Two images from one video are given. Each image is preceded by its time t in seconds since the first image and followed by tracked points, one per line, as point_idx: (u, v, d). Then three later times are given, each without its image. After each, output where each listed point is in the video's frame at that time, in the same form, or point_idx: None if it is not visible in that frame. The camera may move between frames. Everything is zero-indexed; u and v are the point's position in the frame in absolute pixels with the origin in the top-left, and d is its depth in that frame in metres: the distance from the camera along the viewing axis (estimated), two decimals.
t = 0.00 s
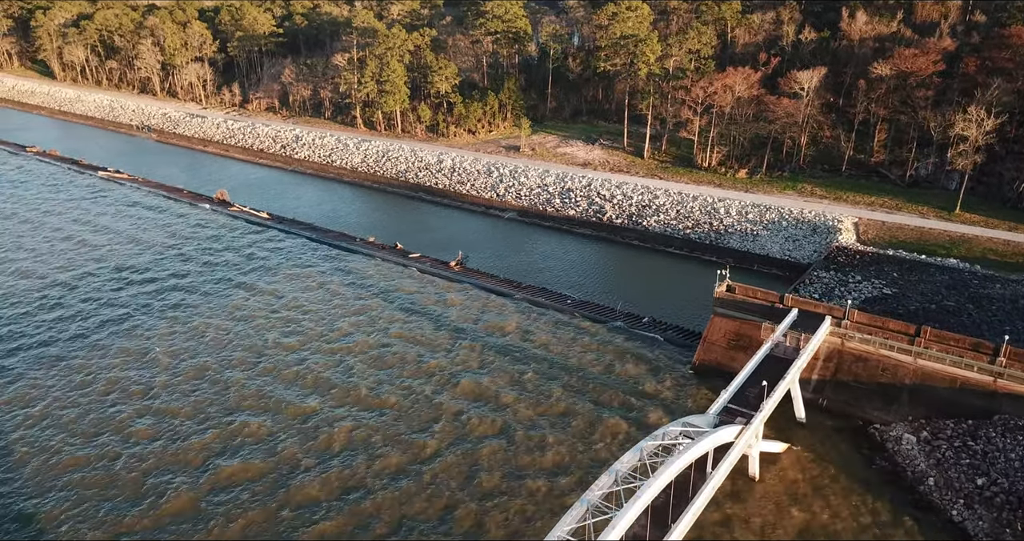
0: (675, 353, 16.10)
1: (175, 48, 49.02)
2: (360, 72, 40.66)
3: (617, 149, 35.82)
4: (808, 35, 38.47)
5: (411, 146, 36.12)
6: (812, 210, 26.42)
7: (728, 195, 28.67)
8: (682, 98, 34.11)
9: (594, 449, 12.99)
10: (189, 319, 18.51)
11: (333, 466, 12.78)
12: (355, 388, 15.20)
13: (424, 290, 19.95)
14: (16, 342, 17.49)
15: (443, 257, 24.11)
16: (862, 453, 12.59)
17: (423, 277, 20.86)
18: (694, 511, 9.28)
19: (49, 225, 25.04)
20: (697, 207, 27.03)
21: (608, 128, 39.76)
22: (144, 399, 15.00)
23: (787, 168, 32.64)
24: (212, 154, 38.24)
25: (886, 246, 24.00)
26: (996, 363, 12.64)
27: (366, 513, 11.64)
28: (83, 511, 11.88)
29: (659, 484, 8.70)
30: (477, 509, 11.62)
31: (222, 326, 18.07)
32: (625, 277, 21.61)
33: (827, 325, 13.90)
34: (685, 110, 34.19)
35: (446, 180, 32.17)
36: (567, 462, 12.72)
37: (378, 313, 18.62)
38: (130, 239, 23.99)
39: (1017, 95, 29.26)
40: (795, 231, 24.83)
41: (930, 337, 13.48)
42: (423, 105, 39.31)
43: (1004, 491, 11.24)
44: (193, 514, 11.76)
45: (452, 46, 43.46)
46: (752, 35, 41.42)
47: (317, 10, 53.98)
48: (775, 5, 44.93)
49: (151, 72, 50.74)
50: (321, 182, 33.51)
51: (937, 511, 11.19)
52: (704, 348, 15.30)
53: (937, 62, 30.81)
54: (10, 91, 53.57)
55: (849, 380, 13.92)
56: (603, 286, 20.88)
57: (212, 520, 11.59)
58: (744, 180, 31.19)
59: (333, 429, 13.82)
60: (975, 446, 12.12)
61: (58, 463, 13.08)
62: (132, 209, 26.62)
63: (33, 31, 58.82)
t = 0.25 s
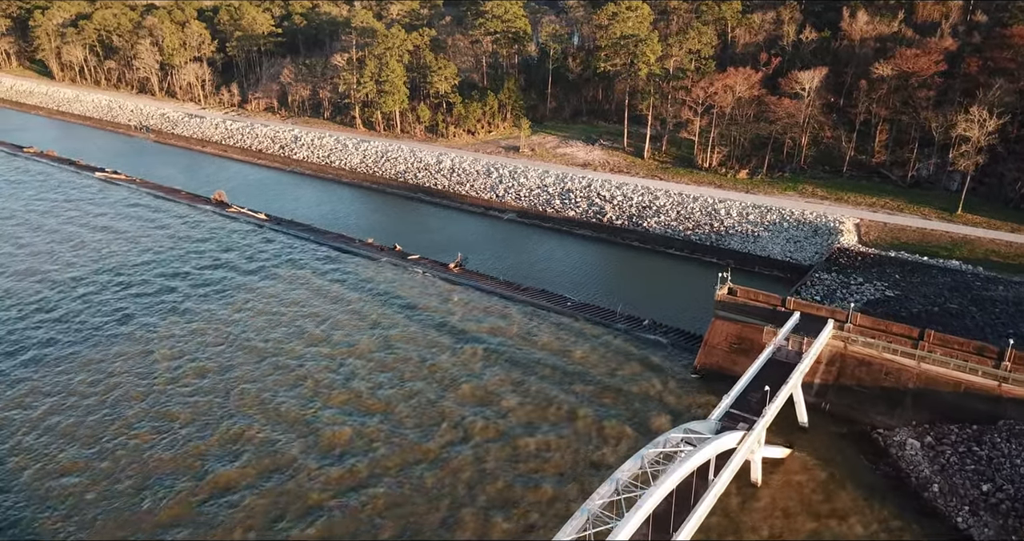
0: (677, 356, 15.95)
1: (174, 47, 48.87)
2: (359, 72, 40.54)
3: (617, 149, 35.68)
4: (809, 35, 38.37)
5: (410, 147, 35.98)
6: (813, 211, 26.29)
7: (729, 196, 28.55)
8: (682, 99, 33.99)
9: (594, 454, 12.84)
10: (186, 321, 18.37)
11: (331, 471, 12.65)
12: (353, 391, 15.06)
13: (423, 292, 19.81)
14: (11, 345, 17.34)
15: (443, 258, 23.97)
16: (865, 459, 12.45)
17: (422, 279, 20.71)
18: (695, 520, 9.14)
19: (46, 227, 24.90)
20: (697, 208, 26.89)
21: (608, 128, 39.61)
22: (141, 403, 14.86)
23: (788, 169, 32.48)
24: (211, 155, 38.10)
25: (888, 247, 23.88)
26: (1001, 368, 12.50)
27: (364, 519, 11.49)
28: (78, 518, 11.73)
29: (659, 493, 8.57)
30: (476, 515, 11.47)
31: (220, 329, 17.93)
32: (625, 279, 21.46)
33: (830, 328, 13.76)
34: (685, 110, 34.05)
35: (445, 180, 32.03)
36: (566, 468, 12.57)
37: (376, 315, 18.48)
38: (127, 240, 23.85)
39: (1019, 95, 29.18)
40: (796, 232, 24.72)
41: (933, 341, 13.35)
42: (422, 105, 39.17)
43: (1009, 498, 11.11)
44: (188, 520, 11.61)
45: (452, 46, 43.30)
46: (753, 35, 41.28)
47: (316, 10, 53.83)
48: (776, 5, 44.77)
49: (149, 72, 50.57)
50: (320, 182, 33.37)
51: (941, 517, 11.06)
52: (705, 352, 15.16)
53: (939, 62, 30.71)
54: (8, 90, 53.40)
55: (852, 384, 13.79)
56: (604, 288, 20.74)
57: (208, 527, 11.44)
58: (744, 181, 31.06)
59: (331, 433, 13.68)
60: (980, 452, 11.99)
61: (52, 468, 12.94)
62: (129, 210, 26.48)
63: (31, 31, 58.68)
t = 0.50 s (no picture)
0: (678, 360, 15.77)
1: (172, 47, 48.70)
2: (358, 72, 40.40)
3: (617, 150, 35.51)
4: (809, 35, 38.24)
5: (409, 147, 35.81)
6: (814, 212, 26.15)
7: (729, 196, 28.40)
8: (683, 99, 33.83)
9: (595, 461, 12.67)
10: (183, 324, 18.19)
11: (328, 477, 12.47)
12: (351, 395, 14.90)
13: (422, 295, 19.64)
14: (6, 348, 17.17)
15: (442, 260, 23.80)
16: (869, 465, 12.30)
17: (421, 281, 20.55)
18: (698, 530, 8.98)
19: (42, 228, 24.72)
20: (698, 209, 26.72)
21: (608, 128, 39.42)
22: (136, 408, 14.68)
23: (789, 169, 32.31)
24: (209, 155, 37.92)
25: (890, 249, 23.71)
26: (1006, 373, 12.32)
27: (361, 527, 11.32)
28: (71, 527, 11.53)
29: (661, 504, 8.43)
30: (475, 523, 11.29)
31: (217, 332, 17.76)
32: (626, 282, 21.30)
33: (833, 332, 13.59)
34: (686, 110, 33.89)
35: (445, 181, 31.87)
36: (567, 474, 12.39)
37: (374, 318, 18.31)
38: (124, 242, 23.67)
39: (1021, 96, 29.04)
40: (797, 234, 24.57)
41: (937, 345, 13.18)
42: (421, 105, 38.98)
43: (1016, 505, 10.95)
44: (183, 528, 11.42)
45: (451, 46, 43.12)
46: (753, 35, 41.11)
47: (315, 10, 53.65)
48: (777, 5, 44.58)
49: (148, 72, 50.41)
50: (319, 183, 33.19)
51: (947, 525, 10.89)
52: (706, 356, 15.00)
53: (941, 62, 30.55)
54: (6, 91, 53.22)
55: (855, 389, 13.63)
56: (604, 290, 20.57)
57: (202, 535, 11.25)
58: (745, 182, 30.89)
59: (328, 438, 13.50)
60: (986, 458, 11.82)
61: (45, 475, 12.76)
62: (126, 212, 26.29)
63: (29, 31, 58.47)
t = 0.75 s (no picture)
0: (680, 364, 15.57)
1: (170, 47, 48.50)
2: (357, 72, 40.21)
3: (617, 150, 35.34)
4: (810, 34, 38.08)
5: (408, 148, 35.60)
6: (816, 213, 26.00)
7: (730, 197, 28.22)
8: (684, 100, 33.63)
9: (595, 467, 12.49)
10: (179, 328, 17.99)
11: (325, 485, 12.27)
12: (349, 401, 14.69)
13: (421, 298, 19.43)
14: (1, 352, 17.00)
15: (442, 262, 23.63)
16: (873, 472, 12.13)
17: (420, 283, 20.37)
18: None
19: (38, 230, 24.50)
20: (699, 210, 26.61)
21: (608, 129, 39.19)
22: (130, 414, 14.48)
23: (790, 170, 32.14)
24: (207, 156, 37.72)
25: (893, 251, 23.53)
26: (1013, 379, 12.13)
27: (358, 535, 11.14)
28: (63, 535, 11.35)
29: (663, 515, 8.25)
30: (473, 531, 11.12)
31: (213, 336, 17.56)
32: (627, 285, 21.12)
33: (837, 337, 13.41)
34: (686, 111, 33.68)
35: (444, 182, 31.69)
36: (567, 481, 12.21)
37: (373, 322, 18.11)
38: (120, 244, 23.45)
39: None
40: (799, 236, 24.40)
41: (942, 350, 12.98)
42: (420, 105, 38.79)
43: None
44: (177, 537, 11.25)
45: (450, 46, 42.94)
46: (753, 35, 40.92)
47: (314, 9, 53.45)
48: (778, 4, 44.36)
49: (146, 72, 50.21)
50: (317, 184, 33.02)
51: (954, 534, 10.72)
52: (708, 360, 14.83)
53: (943, 62, 30.38)
54: (4, 91, 53.01)
55: (859, 394, 13.46)
56: (605, 293, 20.39)
57: None
58: (746, 183, 30.72)
59: (325, 445, 13.29)
60: (993, 465, 11.65)
61: (38, 482, 12.59)
62: (122, 213, 26.07)
63: (27, 31, 58.26)
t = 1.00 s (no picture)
0: (682, 369, 15.37)
1: (168, 47, 48.30)
2: (356, 73, 40.01)
3: (617, 151, 35.14)
4: (811, 34, 37.92)
5: (407, 148, 35.41)
6: (818, 215, 25.87)
7: (731, 199, 28.06)
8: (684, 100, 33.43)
9: (597, 475, 12.27)
10: (174, 332, 17.78)
11: (319, 493, 12.07)
12: (346, 407, 14.49)
13: (420, 301, 19.22)
14: None
15: (441, 265, 23.44)
16: (879, 480, 11.93)
17: (419, 286, 20.17)
18: None
19: (33, 233, 24.27)
20: (699, 212, 26.48)
21: (608, 129, 38.99)
22: (123, 421, 14.27)
23: (792, 171, 31.99)
24: (205, 156, 37.50)
25: (895, 253, 23.36)
26: (1021, 385, 11.93)
27: None
28: None
29: (667, 528, 8.06)
30: None
31: (209, 340, 17.37)
32: (628, 288, 20.92)
33: (840, 342, 13.22)
34: (687, 111, 33.49)
35: (443, 183, 31.50)
36: (568, 489, 11.99)
37: (371, 325, 17.91)
38: (116, 246, 23.22)
39: None
40: (801, 237, 24.24)
41: (948, 356, 12.78)
42: (419, 106, 38.58)
43: None
44: None
45: (449, 46, 42.75)
46: (754, 35, 40.77)
47: (313, 9, 53.25)
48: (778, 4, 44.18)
49: (144, 72, 50.00)
50: (316, 184, 32.82)
51: None
52: (710, 366, 14.65)
53: (945, 63, 30.20)
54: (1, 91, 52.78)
55: (864, 400, 13.26)
56: (606, 296, 20.20)
57: None
58: (747, 184, 30.53)
59: (322, 453, 13.09)
60: (1000, 474, 11.46)
61: (31, 490, 12.38)
62: (118, 215, 25.84)
63: (24, 31, 58.02)
